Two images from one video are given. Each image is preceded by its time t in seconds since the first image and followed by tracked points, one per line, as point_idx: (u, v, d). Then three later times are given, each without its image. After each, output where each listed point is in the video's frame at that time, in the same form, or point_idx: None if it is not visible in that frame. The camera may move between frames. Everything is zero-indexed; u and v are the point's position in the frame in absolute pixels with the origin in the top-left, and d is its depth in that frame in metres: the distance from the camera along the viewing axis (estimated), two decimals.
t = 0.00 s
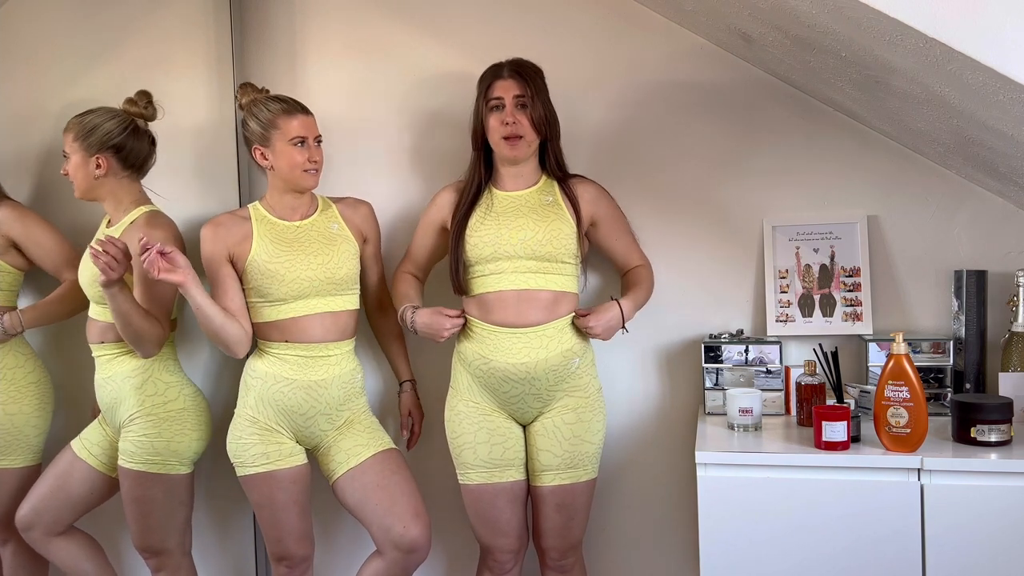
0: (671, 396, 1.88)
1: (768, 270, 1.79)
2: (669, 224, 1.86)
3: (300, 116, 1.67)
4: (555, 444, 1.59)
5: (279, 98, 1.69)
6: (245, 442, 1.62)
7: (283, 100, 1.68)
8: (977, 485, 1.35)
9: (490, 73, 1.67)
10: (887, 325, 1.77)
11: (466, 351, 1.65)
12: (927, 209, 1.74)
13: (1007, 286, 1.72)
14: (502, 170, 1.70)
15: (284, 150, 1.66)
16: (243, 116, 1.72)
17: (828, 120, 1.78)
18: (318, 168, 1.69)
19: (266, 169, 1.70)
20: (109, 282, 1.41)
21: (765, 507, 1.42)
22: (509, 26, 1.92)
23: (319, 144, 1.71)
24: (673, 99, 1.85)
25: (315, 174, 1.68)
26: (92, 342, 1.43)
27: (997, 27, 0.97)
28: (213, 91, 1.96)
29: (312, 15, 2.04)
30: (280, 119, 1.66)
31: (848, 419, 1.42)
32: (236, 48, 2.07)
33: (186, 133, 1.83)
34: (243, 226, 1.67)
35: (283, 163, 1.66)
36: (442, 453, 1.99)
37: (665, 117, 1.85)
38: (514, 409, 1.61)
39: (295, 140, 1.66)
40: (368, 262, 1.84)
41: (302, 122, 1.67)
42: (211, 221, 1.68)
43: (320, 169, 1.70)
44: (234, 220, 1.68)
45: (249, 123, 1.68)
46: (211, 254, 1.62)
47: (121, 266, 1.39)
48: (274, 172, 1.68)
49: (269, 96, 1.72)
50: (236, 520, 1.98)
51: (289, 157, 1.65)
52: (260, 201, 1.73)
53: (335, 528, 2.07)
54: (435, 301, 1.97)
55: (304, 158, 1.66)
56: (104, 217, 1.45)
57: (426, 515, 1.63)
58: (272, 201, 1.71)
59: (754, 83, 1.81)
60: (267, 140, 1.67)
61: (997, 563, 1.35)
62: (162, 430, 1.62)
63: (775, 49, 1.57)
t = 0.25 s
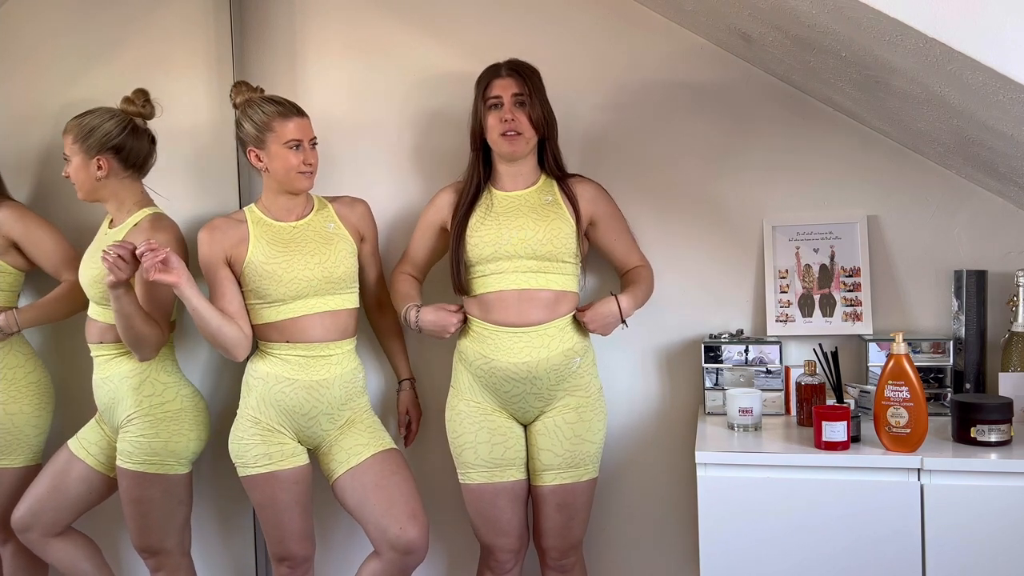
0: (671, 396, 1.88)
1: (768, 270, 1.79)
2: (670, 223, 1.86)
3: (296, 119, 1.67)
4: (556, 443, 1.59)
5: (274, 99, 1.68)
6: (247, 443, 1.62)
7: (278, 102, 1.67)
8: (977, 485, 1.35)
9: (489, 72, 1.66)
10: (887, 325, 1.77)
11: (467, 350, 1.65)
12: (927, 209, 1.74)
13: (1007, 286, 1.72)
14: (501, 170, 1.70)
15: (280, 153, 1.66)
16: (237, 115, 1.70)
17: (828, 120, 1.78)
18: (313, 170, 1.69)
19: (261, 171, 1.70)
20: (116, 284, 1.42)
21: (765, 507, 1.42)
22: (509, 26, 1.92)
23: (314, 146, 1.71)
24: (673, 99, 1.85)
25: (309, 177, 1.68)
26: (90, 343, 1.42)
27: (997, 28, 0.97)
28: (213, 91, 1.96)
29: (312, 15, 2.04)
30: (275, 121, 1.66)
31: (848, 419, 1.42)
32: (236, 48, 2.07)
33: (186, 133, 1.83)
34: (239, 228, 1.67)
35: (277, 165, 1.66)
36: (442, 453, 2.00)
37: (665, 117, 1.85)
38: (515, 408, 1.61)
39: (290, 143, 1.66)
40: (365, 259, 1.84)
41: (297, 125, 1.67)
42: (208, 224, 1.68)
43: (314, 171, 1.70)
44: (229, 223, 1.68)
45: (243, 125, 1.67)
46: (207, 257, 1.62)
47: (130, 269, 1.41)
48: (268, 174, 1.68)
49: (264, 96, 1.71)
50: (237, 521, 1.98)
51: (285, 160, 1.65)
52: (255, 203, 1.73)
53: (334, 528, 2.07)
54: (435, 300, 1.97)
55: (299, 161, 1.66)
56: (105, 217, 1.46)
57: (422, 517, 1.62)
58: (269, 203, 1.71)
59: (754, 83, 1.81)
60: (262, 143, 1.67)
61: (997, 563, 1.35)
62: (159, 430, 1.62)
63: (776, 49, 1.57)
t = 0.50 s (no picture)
0: (672, 396, 1.88)
1: (768, 270, 1.79)
2: (669, 223, 1.86)
3: (295, 123, 1.67)
4: (555, 443, 1.59)
5: (274, 102, 1.67)
6: (247, 443, 1.62)
7: (278, 105, 1.67)
8: (977, 485, 1.35)
9: (486, 73, 1.66)
10: (887, 325, 1.77)
11: (467, 350, 1.65)
12: (927, 209, 1.75)
13: (1007, 286, 1.72)
14: (498, 170, 1.69)
15: (279, 157, 1.65)
16: (236, 116, 1.70)
17: (828, 120, 1.78)
18: (311, 175, 1.69)
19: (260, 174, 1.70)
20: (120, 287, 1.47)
21: (765, 507, 1.42)
22: (509, 26, 1.92)
23: (314, 150, 1.70)
24: (673, 99, 1.85)
25: (308, 182, 1.68)
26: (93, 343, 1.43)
27: (997, 28, 0.97)
28: (212, 91, 1.96)
29: (312, 15, 2.04)
30: (275, 125, 1.65)
31: (848, 419, 1.42)
32: (236, 48, 2.07)
33: (186, 134, 1.83)
34: (238, 230, 1.66)
35: (277, 169, 1.66)
36: (442, 452, 2.00)
37: (665, 117, 1.85)
38: (514, 408, 1.61)
39: (290, 148, 1.66)
40: (363, 261, 1.83)
41: (297, 129, 1.67)
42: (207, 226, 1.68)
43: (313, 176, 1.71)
44: (229, 225, 1.67)
45: (242, 127, 1.67)
46: (207, 260, 1.62)
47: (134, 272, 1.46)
48: (267, 176, 1.68)
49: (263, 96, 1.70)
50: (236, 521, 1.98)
51: (284, 164, 1.65)
52: (255, 204, 1.73)
53: (334, 528, 2.07)
54: (436, 296, 1.96)
55: (299, 166, 1.66)
56: (109, 219, 1.47)
57: (422, 513, 1.63)
58: (268, 203, 1.70)
59: (753, 84, 1.81)
60: (261, 146, 1.66)
61: (997, 563, 1.35)
62: (159, 430, 1.64)
63: (775, 50, 1.57)
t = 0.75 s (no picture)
0: (672, 396, 1.88)
1: (768, 270, 1.79)
2: (669, 223, 1.86)
3: (294, 127, 1.66)
4: (553, 443, 1.59)
5: (274, 104, 1.66)
6: (242, 443, 1.62)
7: (278, 108, 1.66)
8: (977, 485, 1.35)
9: (487, 73, 1.66)
10: (887, 325, 1.77)
11: (465, 350, 1.65)
12: (927, 209, 1.74)
13: (1007, 286, 1.72)
14: (497, 170, 1.69)
15: (279, 161, 1.65)
16: (237, 115, 1.70)
17: (828, 120, 1.78)
18: (310, 179, 1.69)
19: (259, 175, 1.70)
20: (118, 286, 1.45)
21: (765, 507, 1.42)
22: (509, 26, 1.92)
23: (314, 154, 1.70)
24: (673, 99, 1.85)
25: (305, 185, 1.68)
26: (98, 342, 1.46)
27: (997, 28, 0.97)
28: (212, 91, 1.97)
29: (312, 15, 2.04)
30: (275, 129, 1.65)
31: (848, 419, 1.42)
32: (236, 48, 2.07)
33: (186, 133, 1.83)
34: (237, 230, 1.66)
35: (276, 172, 1.65)
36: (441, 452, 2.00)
37: (665, 117, 1.85)
38: (512, 408, 1.61)
39: (290, 153, 1.65)
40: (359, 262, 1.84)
41: (297, 133, 1.66)
42: (205, 226, 1.67)
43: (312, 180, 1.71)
44: (228, 225, 1.66)
45: (241, 129, 1.67)
46: (205, 259, 1.61)
47: (132, 271, 1.43)
48: (266, 178, 1.68)
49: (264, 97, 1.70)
50: (235, 520, 1.98)
51: (283, 166, 1.65)
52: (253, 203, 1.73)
53: (334, 528, 2.07)
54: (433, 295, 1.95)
55: (298, 170, 1.66)
56: (115, 220, 1.50)
57: (413, 511, 1.61)
58: (266, 204, 1.70)
59: (754, 83, 1.81)
60: (261, 149, 1.66)
61: (996, 564, 1.35)
62: (165, 430, 1.64)
63: (775, 50, 1.57)
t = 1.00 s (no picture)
0: (672, 396, 1.88)
1: (768, 270, 1.79)
2: (668, 224, 1.86)
3: (293, 129, 1.66)
4: (552, 443, 1.59)
5: (273, 106, 1.66)
6: (240, 443, 1.62)
7: (277, 110, 1.65)
8: (977, 485, 1.35)
9: (487, 73, 1.66)
10: (887, 325, 1.77)
11: (464, 350, 1.65)
12: (927, 208, 1.74)
13: (1007, 285, 1.72)
14: (497, 170, 1.69)
15: (277, 164, 1.65)
16: (236, 115, 1.69)
17: (828, 120, 1.78)
18: (308, 181, 1.69)
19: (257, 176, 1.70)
20: (118, 287, 1.44)
21: (765, 507, 1.42)
22: (508, 26, 1.92)
23: (312, 156, 1.70)
24: (673, 99, 1.85)
25: (303, 187, 1.69)
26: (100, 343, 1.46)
27: (997, 28, 0.97)
28: (212, 91, 1.97)
29: (312, 15, 2.04)
30: (274, 132, 1.65)
31: (848, 419, 1.42)
32: (236, 48, 2.07)
33: (186, 133, 1.83)
34: (237, 230, 1.66)
35: (274, 174, 1.65)
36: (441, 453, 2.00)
37: (664, 117, 1.85)
38: (511, 408, 1.61)
39: (288, 155, 1.65)
40: (357, 263, 1.84)
41: (296, 136, 1.66)
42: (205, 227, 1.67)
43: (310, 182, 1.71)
44: (227, 225, 1.67)
45: (240, 130, 1.66)
46: (205, 260, 1.61)
47: (132, 272, 1.43)
48: (265, 179, 1.68)
49: (263, 97, 1.69)
50: (235, 520, 1.98)
51: (282, 169, 1.65)
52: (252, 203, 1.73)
53: (334, 528, 2.07)
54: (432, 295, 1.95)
55: (296, 173, 1.66)
56: (116, 221, 1.50)
57: (416, 513, 1.61)
58: (266, 205, 1.71)
59: (754, 83, 1.81)
60: (259, 151, 1.66)
61: (996, 564, 1.35)
62: (166, 431, 1.65)
63: (775, 50, 1.57)
